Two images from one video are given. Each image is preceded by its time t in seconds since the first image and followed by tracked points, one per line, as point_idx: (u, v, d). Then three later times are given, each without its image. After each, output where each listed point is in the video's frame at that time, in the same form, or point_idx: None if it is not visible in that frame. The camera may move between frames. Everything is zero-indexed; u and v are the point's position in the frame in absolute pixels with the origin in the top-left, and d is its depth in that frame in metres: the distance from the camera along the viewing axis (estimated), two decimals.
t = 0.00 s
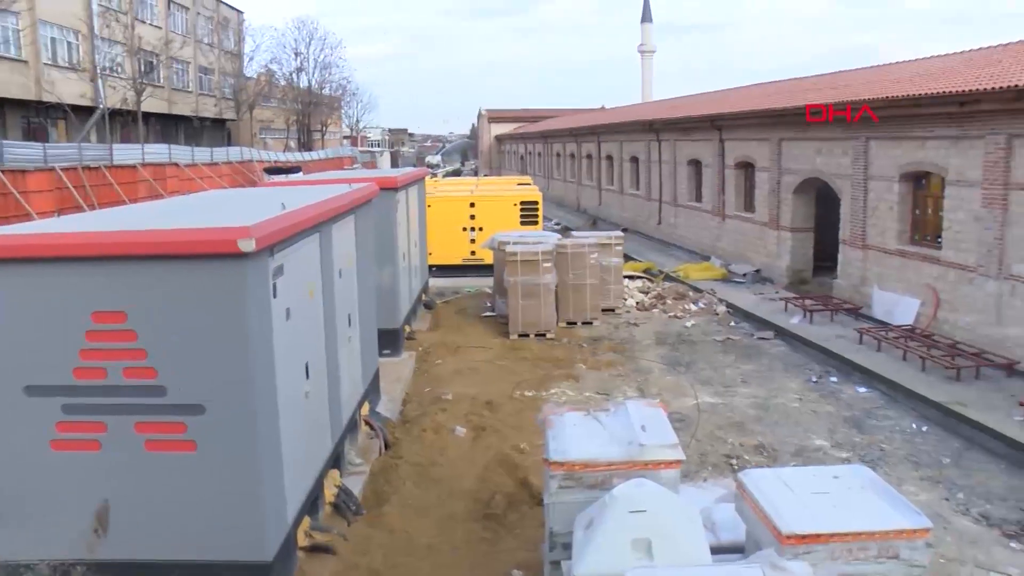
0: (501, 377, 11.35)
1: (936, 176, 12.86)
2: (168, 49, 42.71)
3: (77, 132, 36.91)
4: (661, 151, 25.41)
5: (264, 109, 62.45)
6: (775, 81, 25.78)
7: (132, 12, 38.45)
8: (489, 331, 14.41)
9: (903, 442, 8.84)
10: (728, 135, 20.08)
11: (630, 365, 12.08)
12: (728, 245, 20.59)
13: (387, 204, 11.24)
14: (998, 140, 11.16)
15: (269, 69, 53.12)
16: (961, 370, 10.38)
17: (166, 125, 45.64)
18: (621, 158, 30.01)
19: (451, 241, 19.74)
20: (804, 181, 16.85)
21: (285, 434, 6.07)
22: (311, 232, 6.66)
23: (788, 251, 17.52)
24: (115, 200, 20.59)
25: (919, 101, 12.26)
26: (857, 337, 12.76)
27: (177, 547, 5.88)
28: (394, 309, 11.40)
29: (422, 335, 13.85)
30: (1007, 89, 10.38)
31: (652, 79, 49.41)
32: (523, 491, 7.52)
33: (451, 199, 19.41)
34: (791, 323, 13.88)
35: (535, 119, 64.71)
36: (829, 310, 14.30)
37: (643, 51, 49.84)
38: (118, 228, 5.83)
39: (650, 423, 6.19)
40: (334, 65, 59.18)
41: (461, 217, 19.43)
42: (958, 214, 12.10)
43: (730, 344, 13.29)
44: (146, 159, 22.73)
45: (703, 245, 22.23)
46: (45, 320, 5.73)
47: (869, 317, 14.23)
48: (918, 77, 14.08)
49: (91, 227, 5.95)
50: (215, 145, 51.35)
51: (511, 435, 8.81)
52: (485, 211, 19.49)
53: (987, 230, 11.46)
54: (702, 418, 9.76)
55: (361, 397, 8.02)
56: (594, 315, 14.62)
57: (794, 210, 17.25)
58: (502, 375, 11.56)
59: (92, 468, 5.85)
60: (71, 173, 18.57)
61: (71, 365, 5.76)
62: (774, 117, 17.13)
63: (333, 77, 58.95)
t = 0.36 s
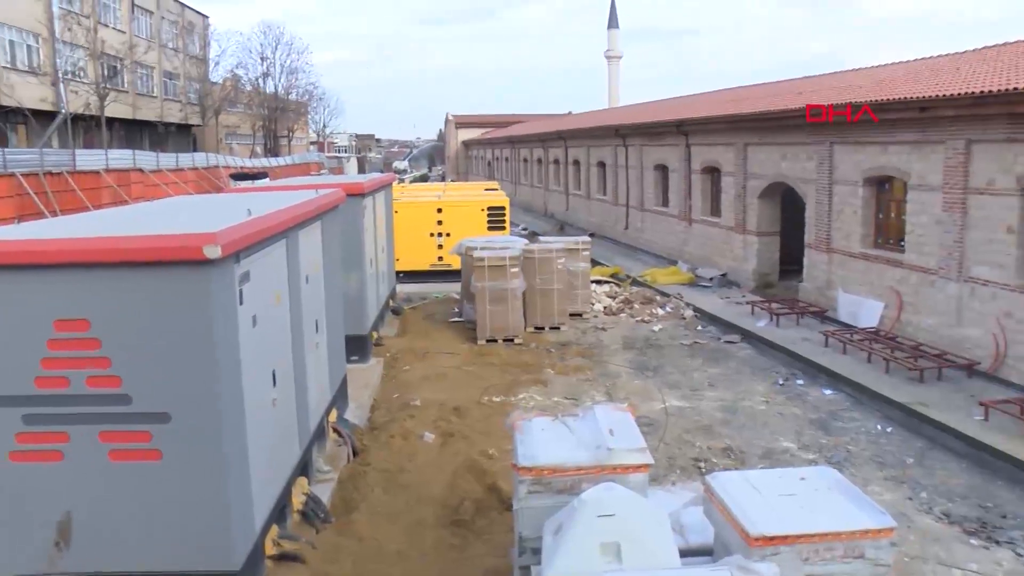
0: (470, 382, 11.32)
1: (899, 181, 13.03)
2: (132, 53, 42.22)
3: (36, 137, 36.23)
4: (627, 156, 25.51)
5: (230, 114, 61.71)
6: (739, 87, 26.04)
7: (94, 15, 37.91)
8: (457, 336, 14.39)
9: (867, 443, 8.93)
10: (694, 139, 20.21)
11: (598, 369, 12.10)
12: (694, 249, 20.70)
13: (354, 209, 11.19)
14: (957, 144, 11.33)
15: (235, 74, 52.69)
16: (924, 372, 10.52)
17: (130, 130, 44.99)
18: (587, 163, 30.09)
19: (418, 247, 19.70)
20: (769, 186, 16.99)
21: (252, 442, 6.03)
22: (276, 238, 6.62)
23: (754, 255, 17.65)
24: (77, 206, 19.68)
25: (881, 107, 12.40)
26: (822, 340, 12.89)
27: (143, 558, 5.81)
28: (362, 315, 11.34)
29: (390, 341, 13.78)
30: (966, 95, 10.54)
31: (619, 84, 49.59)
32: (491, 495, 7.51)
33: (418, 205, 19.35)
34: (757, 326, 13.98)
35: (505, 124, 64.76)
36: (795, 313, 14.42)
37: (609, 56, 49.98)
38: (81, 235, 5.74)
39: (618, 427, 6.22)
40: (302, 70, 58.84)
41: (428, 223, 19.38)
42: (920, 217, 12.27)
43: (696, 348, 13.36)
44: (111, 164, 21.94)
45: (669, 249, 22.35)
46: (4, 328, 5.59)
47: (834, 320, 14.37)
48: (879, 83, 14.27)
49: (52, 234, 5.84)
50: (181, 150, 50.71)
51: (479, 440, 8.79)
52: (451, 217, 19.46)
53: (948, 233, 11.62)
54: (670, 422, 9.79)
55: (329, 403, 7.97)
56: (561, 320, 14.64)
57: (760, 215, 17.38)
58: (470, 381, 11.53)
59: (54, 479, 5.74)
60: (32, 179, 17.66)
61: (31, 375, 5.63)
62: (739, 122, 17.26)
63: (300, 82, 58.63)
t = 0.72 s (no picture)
0: (438, 389, 11.29)
1: (863, 186, 13.20)
2: (95, 58, 41.70)
3: None
4: (595, 162, 25.61)
5: (196, 120, 60.92)
6: (704, 93, 26.27)
7: (55, 19, 37.39)
8: (425, 342, 14.35)
9: (834, 445, 9.01)
10: (660, 145, 20.35)
11: (567, 375, 12.12)
12: (662, 254, 20.81)
13: (321, 216, 11.13)
14: (919, 150, 11.50)
15: (202, 79, 52.23)
16: (888, 374, 10.66)
17: (93, 136, 44.37)
18: (555, 168, 30.15)
19: (386, 253, 19.63)
20: (736, 191, 17.14)
21: (219, 451, 5.97)
22: (243, 245, 6.58)
23: (721, 260, 17.78)
24: (40, 213, 19.02)
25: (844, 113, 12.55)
26: (789, 343, 13.01)
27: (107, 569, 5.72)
28: (330, 322, 11.28)
29: (358, 348, 13.71)
30: (927, 101, 10.71)
31: (586, 89, 49.76)
32: (461, 502, 7.48)
33: (385, 211, 19.30)
34: (725, 330, 14.08)
35: (475, 129, 64.79)
36: (762, 317, 14.54)
37: (576, 62, 50.10)
38: (41, 243, 5.63)
39: (586, 432, 6.24)
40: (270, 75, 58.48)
41: (395, 229, 19.34)
42: (884, 222, 12.43)
43: (664, 352, 13.43)
44: (72, 171, 21.27)
45: (637, 254, 22.45)
46: None
47: (801, 323, 14.51)
48: (843, 89, 14.45)
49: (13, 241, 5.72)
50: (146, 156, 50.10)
51: (448, 447, 8.76)
52: (419, 223, 19.43)
53: (911, 237, 11.79)
54: (638, 426, 9.81)
55: (297, 411, 7.91)
56: (530, 325, 14.66)
57: (727, 220, 17.52)
58: (439, 387, 11.50)
59: (16, 491, 5.63)
60: None
61: None
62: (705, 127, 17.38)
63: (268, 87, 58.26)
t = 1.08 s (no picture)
0: (409, 396, 11.25)
1: (831, 192, 13.33)
2: (59, 63, 41.14)
3: None
4: (564, 169, 25.67)
5: (163, 126, 60.17)
6: (672, 101, 26.47)
7: (17, 24, 36.82)
8: (396, 350, 14.30)
9: (804, 449, 9.09)
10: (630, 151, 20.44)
11: (538, 381, 12.11)
12: (631, 261, 20.90)
13: (291, 223, 11.08)
14: (885, 156, 11.65)
15: (171, 85, 51.69)
16: (856, 378, 10.76)
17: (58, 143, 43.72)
18: (524, 175, 30.17)
19: (357, 260, 19.53)
20: (705, 197, 17.25)
21: (188, 460, 5.91)
22: (211, 253, 6.53)
23: (690, 266, 17.87)
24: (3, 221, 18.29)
25: (811, 120, 12.69)
26: (758, 348, 13.11)
27: None
28: (300, 330, 11.22)
29: (328, 355, 13.62)
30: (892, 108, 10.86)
31: (556, 95, 49.88)
32: (432, 510, 7.46)
33: (355, 218, 19.19)
34: (695, 336, 14.15)
35: (445, 135, 64.74)
36: (731, 323, 14.63)
37: (546, 69, 50.21)
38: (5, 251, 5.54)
39: (557, 439, 6.25)
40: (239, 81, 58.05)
41: (365, 237, 19.24)
42: (852, 227, 12.57)
43: (635, 358, 13.47)
44: (38, 177, 20.51)
45: (607, 260, 22.54)
46: None
47: (769, 328, 14.61)
48: (809, 97, 14.61)
49: None
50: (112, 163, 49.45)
51: (419, 454, 8.73)
52: (389, 230, 19.35)
53: (878, 242, 11.93)
54: (609, 432, 9.83)
55: (266, 420, 7.86)
56: (500, 332, 14.66)
57: (696, 225, 17.62)
58: (409, 394, 11.46)
59: None
60: None
61: None
62: (675, 134, 17.48)
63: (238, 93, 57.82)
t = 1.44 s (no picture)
0: (382, 403, 11.20)
1: (802, 198, 13.45)
2: (26, 69, 40.59)
3: None
4: (537, 175, 25.71)
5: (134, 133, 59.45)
6: (644, 108, 26.61)
7: None
8: (369, 357, 14.24)
9: (776, 453, 9.14)
10: (602, 158, 20.52)
11: (511, 388, 12.11)
12: (604, 267, 20.95)
13: (263, 230, 11.02)
14: (854, 162, 11.78)
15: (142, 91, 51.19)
16: (828, 382, 10.85)
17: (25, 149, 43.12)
18: (497, 182, 30.18)
19: (329, 267, 19.46)
20: (677, 204, 17.34)
21: (159, 470, 5.84)
22: (182, 260, 6.47)
23: (663, 272, 17.95)
24: None
25: (782, 127, 12.80)
26: (730, 354, 13.18)
27: None
28: (273, 337, 11.15)
29: (302, 363, 13.52)
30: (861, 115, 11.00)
31: (528, 102, 49.91)
32: (406, 517, 7.42)
33: (328, 225, 19.13)
34: (668, 342, 14.21)
35: (419, 142, 64.65)
36: (704, 328, 14.70)
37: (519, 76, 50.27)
38: None
39: (530, 446, 6.27)
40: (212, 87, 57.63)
41: (338, 243, 19.22)
42: (823, 233, 12.68)
43: (609, 364, 13.51)
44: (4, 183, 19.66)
45: (579, 266, 22.59)
46: None
47: (741, 334, 14.70)
48: (778, 104, 14.73)
49: None
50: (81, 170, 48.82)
51: (393, 462, 8.70)
52: (362, 237, 19.30)
53: (848, 248, 12.04)
54: (583, 438, 9.84)
55: (238, 429, 7.80)
56: (474, 339, 14.64)
57: (669, 231, 17.71)
58: (382, 402, 11.41)
59: None
60: None
61: None
62: (647, 141, 17.56)
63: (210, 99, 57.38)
